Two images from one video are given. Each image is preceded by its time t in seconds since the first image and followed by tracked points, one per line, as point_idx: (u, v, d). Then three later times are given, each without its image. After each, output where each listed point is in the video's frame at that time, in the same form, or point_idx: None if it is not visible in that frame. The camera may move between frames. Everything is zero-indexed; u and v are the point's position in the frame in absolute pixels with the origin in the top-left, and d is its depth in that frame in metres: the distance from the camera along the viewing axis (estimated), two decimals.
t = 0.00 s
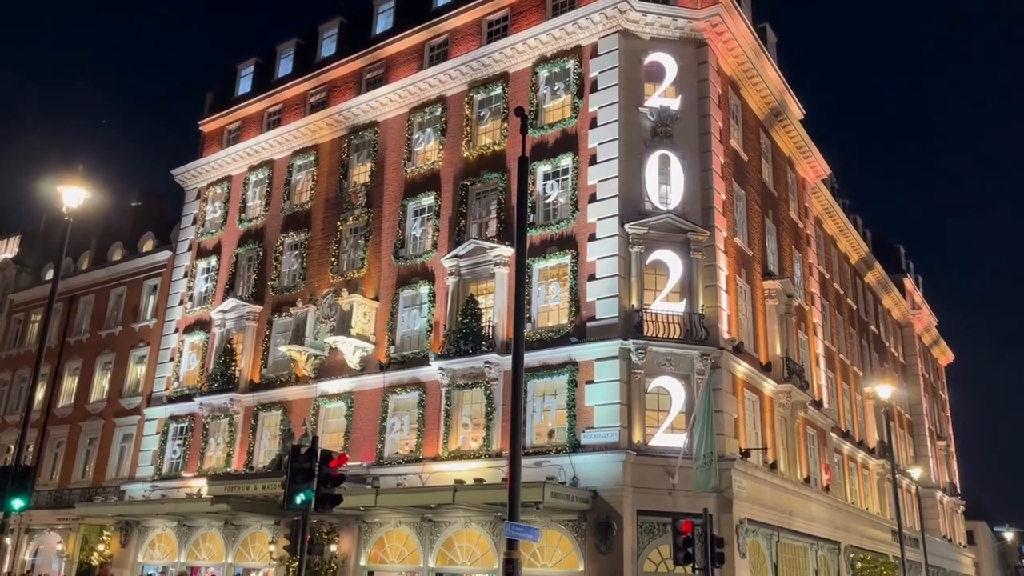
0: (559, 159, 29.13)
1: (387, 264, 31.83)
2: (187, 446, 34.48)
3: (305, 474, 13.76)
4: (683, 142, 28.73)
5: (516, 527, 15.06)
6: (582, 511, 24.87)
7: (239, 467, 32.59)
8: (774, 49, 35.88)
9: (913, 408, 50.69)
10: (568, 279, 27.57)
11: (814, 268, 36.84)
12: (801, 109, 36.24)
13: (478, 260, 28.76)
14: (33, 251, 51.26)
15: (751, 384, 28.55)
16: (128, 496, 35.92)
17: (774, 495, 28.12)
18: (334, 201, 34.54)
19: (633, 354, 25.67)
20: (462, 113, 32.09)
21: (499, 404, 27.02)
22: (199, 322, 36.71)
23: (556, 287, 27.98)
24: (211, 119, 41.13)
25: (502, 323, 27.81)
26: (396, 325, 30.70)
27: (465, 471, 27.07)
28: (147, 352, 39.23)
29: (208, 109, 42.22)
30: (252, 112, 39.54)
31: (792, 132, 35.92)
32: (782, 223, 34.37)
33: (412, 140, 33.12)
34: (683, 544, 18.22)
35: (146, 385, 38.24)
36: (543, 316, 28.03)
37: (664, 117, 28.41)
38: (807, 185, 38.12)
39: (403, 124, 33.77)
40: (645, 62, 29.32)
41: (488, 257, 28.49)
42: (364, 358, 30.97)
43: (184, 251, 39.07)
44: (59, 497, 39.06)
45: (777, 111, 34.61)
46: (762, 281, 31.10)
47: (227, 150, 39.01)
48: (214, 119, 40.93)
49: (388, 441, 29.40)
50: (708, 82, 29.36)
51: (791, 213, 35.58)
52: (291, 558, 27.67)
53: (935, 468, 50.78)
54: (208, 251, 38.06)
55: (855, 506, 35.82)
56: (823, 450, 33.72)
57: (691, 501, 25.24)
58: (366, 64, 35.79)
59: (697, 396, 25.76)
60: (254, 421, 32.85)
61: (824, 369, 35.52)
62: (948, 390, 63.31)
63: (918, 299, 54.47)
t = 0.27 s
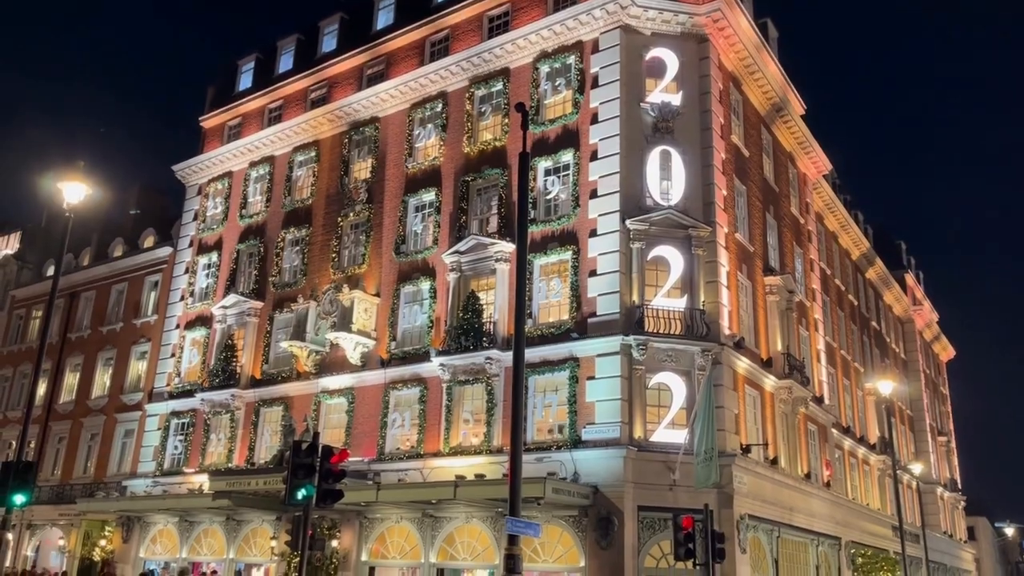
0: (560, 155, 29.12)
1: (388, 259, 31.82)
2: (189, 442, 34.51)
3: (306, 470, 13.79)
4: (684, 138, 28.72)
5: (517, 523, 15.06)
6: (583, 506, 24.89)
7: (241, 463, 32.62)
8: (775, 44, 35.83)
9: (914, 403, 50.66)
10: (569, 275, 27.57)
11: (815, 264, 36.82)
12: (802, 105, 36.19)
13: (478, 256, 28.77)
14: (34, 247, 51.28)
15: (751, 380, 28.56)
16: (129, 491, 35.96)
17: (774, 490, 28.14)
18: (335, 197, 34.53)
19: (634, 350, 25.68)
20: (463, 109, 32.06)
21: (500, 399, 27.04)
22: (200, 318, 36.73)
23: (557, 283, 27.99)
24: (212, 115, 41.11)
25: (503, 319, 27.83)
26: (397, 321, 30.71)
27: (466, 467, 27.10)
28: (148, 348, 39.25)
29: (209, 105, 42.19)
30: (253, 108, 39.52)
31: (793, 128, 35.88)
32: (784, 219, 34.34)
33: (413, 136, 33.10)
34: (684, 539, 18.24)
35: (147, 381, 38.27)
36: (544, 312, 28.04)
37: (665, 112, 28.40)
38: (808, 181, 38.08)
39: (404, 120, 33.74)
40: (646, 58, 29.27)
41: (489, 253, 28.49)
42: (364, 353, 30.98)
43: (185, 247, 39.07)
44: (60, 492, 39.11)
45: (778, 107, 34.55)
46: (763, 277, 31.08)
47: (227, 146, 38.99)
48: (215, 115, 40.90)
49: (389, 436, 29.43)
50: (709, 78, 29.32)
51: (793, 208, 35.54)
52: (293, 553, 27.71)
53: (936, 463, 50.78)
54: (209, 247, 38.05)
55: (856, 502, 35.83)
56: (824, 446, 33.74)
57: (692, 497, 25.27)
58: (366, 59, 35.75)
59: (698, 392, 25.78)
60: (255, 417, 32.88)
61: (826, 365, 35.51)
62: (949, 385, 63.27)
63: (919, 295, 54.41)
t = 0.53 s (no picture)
0: (560, 150, 29.09)
1: (388, 255, 31.82)
2: (190, 437, 34.55)
3: (307, 465, 13.81)
4: (685, 133, 28.69)
5: (517, 518, 15.08)
6: (584, 502, 24.91)
7: (241, 459, 32.66)
8: (776, 39, 35.77)
9: (915, 398, 50.66)
10: (570, 271, 27.55)
11: (816, 259, 36.80)
12: (803, 100, 36.14)
13: (479, 251, 28.76)
14: (35, 243, 51.29)
15: (752, 375, 28.57)
16: (130, 487, 36.01)
17: (775, 485, 28.15)
18: (335, 193, 34.51)
19: (634, 346, 25.69)
20: (463, 105, 32.02)
21: (500, 395, 27.06)
22: (201, 314, 36.74)
23: (557, 278, 27.98)
24: (212, 110, 41.07)
25: (503, 314, 27.84)
26: (397, 317, 30.72)
27: (467, 463, 27.12)
28: (149, 344, 39.27)
29: (209, 101, 42.14)
30: (253, 103, 39.48)
31: (794, 123, 35.83)
32: (784, 214, 34.30)
33: (413, 131, 33.06)
34: (684, 535, 18.27)
35: (148, 377, 38.30)
36: (544, 307, 28.04)
37: (665, 108, 28.37)
38: (809, 177, 38.03)
39: (404, 115, 33.70)
40: (647, 53, 29.23)
41: (489, 248, 28.48)
42: (365, 349, 31.00)
43: (186, 243, 39.06)
44: (61, 488, 39.17)
45: (779, 102, 34.50)
46: (763, 273, 31.07)
47: (228, 142, 38.96)
48: (215, 111, 40.87)
49: (390, 432, 29.46)
50: (709, 73, 29.28)
51: (793, 204, 35.50)
52: (294, 549, 27.74)
53: (936, 459, 50.81)
54: (209, 243, 38.04)
55: (856, 497, 35.85)
56: (824, 441, 33.75)
57: (693, 492, 25.30)
58: (366, 54, 35.72)
59: (698, 388, 25.79)
60: (256, 412, 32.91)
61: (826, 360, 35.51)
62: (949, 381, 63.26)
63: (919, 290, 54.37)
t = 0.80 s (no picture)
0: (560, 144, 29.07)
1: (388, 250, 31.81)
2: (190, 432, 34.58)
3: (307, 460, 13.81)
4: (685, 127, 28.66)
5: (517, 512, 15.10)
6: (584, 496, 24.98)
7: (242, 453, 32.70)
8: (776, 33, 35.70)
9: (914, 392, 50.71)
10: (570, 265, 27.55)
11: (816, 253, 36.79)
12: (803, 94, 36.09)
13: (479, 246, 28.76)
14: (35, 237, 51.28)
15: (752, 369, 28.59)
16: (131, 481, 36.06)
17: (774, 479, 28.19)
18: (335, 187, 34.48)
19: (634, 340, 25.71)
20: (463, 99, 31.97)
21: (501, 389, 27.09)
22: (201, 309, 36.75)
23: (558, 273, 27.98)
24: (212, 105, 41.01)
25: (503, 309, 27.85)
26: (398, 311, 30.73)
27: (467, 457, 27.17)
28: (149, 338, 39.29)
29: (208, 95, 42.08)
30: (253, 98, 39.43)
31: (794, 117, 35.79)
32: (784, 208, 34.28)
33: (413, 125, 33.02)
34: (684, 528, 18.31)
35: (149, 371, 38.33)
36: (544, 302, 28.05)
37: (666, 102, 28.34)
38: (809, 171, 38.00)
39: (404, 110, 33.65)
40: (647, 47, 29.18)
41: (489, 243, 28.47)
42: (365, 344, 31.02)
43: (185, 237, 39.04)
44: (62, 482, 39.23)
45: (779, 96, 34.45)
46: (764, 267, 31.07)
47: (227, 136, 38.91)
48: (215, 105, 40.82)
49: (390, 426, 29.49)
50: (710, 67, 29.24)
51: (793, 197, 35.47)
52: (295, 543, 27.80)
53: (935, 452, 50.87)
54: (209, 238, 38.03)
55: (856, 490, 35.90)
56: (824, 435, 33.79)
57: (693, 485, 25.36)
58: (366, 49, 35.66)
59: (698, 382, 25.81)
60: (256, 407, 32.94)
61: (826, 354, 35.53)
62: (949, 375, 63.30)
63: (919, 284, 54.37)
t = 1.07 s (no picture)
0: (560, 137, 29.03)
1: (388, 242, 31.79)
2: (190, 425, 34.62)
3: (307, 452, 13.85)
4: (685, 119, 28.63)
5: (517, 504, 15.13)
6: (584, 488, 25.03)
7: (242, 446, 32.75)
8: (776, 24, 35.62)
9: (913, 384, 50.77)
10: (569, 258, 27.55)
11: (816, 246, 36.77)
12: (803, 86, 36.02)
13: (478, 238, 28.75)
14: (34, 231, 51.23)
15: (752, 362, 28.62)
16: (131, 474, 36.11)
17: (774, 471, 28.24)
18: (335, 180, 34.43)
19: (634, 332, 25.73)
20: (462, 91, 31.91)
21: (500, 381, 27.12)
22: (200, 302, 36.75)
23: (557, 266, 27.97)
24: (211, 97, 40.92)
25: (503, 301, 27.87)
26: (397, 304, 30.73)
27: (467, 449, 27.21)
28: (149, 332, 39.29)
29: (207, 88, 41.99)
30: (252, 90, 39.35)
31: (794, 109, 35.73)
32: (784, 200, 34.26)
33: (413, 118, 32.95)
34: (683, 520, 18.37)
35: (149, 364, 38.36)
36: (544, 294, 28.06)
37: (665, 94, 28.30)
38: (809, 163, 37.96)
39: (403, 102, 33.58)
40: (647, 38, 29.12)
41: (489, 235, 28.47)
42: (365, 336, 31.03)
43: (185, 230, 39.01)
44: (63, 475, 39.30)
45: (779, 87, 34.40)
46: (763, 259, 31.07)
47: (226, 129, 38.84)
48: (213, 97, 40.73)
49: (390, 419, 29.53)
50: (710, 59, 29.19)
51: (793, 190, 35.43)
52: (295, 535, 27.86)
53: (934, 444, 50.97)
54: (208, 231, 37.99)
55: (855, 482, 35.97)
56: (824, 427, 33.84)
57: (692, 477, 25.42)
58: (365, 41, 35.57)
59: (698, 374, 25.84)
60: (256, 399, 32.97)
61: (825, 346, 35.56)
62: (948, 366, 63.35)
63: (919, 276, 54.36)
